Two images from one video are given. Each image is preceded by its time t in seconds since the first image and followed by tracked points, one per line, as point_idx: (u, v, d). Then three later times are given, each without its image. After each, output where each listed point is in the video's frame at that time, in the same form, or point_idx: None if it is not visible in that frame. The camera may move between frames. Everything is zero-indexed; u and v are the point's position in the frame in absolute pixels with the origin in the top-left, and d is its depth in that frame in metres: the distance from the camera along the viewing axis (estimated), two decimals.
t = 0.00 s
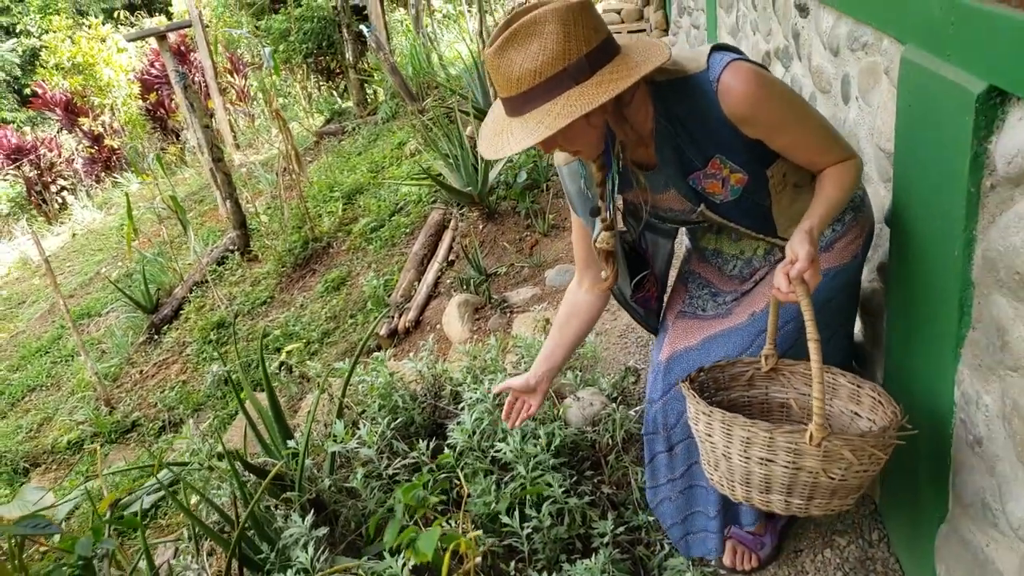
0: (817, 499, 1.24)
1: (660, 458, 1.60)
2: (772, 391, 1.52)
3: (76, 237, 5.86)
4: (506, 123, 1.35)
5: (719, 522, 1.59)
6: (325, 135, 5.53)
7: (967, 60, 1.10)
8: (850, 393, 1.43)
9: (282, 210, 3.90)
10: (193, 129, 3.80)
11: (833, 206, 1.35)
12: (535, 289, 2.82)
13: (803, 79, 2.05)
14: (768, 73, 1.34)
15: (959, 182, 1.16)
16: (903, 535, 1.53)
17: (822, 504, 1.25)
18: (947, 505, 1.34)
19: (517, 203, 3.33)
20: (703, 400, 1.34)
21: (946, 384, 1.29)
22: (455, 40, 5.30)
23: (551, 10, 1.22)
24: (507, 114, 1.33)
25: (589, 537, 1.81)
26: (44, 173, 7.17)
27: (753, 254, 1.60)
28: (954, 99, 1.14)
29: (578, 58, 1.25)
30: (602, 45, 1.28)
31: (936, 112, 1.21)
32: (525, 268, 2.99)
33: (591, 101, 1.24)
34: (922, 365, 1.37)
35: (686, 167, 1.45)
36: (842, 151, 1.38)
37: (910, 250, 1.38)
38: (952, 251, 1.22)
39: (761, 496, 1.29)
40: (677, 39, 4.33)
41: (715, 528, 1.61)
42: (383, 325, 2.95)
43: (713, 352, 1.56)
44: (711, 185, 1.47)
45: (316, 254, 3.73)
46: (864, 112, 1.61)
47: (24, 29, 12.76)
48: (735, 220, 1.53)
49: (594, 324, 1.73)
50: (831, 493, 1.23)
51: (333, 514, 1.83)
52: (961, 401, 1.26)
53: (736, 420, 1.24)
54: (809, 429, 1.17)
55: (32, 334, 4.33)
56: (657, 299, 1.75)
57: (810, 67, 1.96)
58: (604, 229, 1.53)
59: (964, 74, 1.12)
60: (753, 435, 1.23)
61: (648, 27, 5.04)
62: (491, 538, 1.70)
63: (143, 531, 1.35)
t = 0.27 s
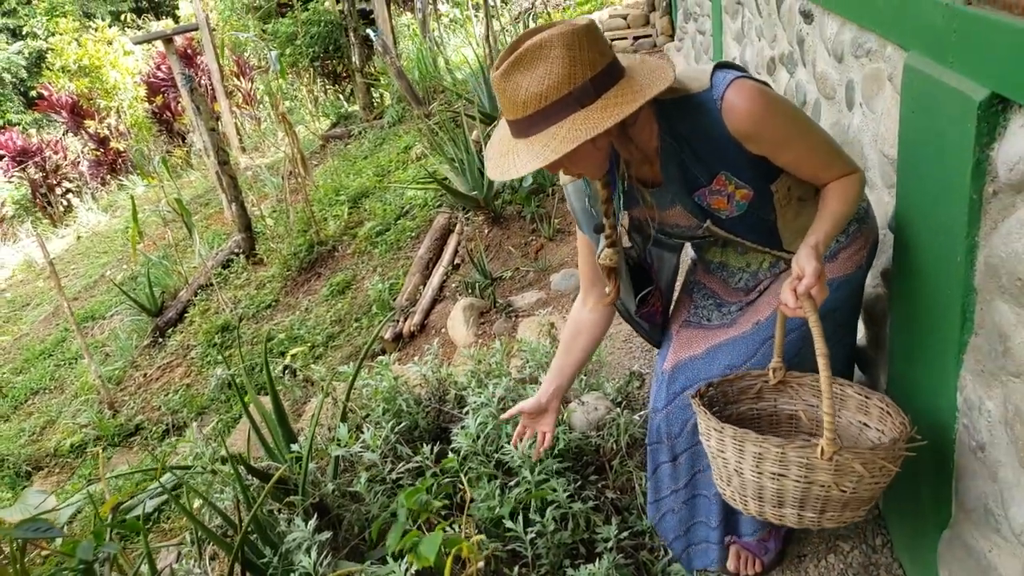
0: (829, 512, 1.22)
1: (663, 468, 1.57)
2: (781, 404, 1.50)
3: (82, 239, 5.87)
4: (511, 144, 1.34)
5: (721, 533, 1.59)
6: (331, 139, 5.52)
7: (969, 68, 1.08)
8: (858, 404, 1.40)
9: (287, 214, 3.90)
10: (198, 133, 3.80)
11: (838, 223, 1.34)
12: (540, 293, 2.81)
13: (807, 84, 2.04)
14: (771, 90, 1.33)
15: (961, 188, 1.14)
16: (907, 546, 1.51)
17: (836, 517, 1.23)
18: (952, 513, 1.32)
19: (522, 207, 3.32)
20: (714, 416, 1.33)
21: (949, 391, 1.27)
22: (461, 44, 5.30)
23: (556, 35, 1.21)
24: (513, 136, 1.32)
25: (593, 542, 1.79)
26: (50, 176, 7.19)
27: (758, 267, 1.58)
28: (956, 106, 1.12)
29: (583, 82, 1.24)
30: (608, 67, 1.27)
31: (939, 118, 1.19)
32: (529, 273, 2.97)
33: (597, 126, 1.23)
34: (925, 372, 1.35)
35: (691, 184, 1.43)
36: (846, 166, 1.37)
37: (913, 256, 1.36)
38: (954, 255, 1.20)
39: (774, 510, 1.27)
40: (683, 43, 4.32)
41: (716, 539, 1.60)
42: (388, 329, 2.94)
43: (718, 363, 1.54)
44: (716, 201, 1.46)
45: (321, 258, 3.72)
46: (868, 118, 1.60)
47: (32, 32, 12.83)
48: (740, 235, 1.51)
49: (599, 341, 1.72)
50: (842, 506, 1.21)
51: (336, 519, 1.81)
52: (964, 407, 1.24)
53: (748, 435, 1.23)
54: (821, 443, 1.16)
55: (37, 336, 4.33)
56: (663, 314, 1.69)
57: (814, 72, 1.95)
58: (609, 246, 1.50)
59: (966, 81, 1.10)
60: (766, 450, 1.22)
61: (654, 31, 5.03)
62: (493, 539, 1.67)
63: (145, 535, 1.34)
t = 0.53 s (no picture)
0: (835, 522, 1.22)
1: (664, 476, 1.56)
2: (784, 414, 1.50)
3: (82, 242, 5.87)
4: (512, 158, 1.34)
5: (720, 543, 1.57)
6: (332, 143, 5.53)
7: (971, 75, 1.08)
8: (861, 413, 1.40)
9: (288, 218, 3.90)
10: (200, 136, 3.80)
11: (840, 231, 1.34)
12: (540, 299, 2.81)
13: (808, 91, 2.04)
14: (770, 102, 1.34)
15: (962, 196, 1.14)
16: (906, 555, 1.51)
17: (842, 527, 1.23)
18: (951, 521, 1.32)
19: (523, 212, 3.32)
20: (719, 426, 1.33)
21: (948, 399, 1.27)
22: (463, 49, 5.30)
23: (556, 49, 1.22)
24: (512, 149, 1.32)
25: (592, 549, 1.79)
26: (51, 178, 7.21)
27: (761, 276, 1.58)
28: (957, 114, 1.12)
29: (582, 96, 1.24)
30: (607, 81, 1.27)
31: (940, 126, 1.19)
32: (530, 278, 2.98)
33: (597, 140, 1.24)
34: (925, 380, 1.35)
35: (692, 195, 1.44)
36: (845, 174, 1.38)
37: (913, 264, 1.37)
38: (955, 264, 1.20)
39: (780, 520, 1.27)
40: (685, 49, 4.32)
41: (716, 549, 1.58)
42: (388, 334, 2.94)
43: (718, 371, 1.54)
44: (717, 212, 1.46)
45: (322, 262, 3.72)
46: (869, 125, 1.60)
47: (33, 34, 12.87)
48: (742, 245, 1.52)
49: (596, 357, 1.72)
50: (849, 515, 1.21)
51: (334, 523, 1.81)
52: (964, 415, 1.24)
53: (753, 445, 1.23)
54: (826, 452, 1.15)
55: (37, 339, 4.33)
56: (664, 326, 1.69)
57: (816, 79, 1.95)
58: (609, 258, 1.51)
59: (968, 89, 1.10)
60: (771, 460, 1.22)
61: (656, 37, 5.04)
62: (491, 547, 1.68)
63: (143, 540, 1.33)
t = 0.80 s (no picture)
0: (836, 523, 1.22)
1: (666, 478, 1.56)
2: (784, 417, 1.49)
3: (84, 242, 5.88)
4: (513, 163, 1.34)
5: (725, 543, 1.56)
6: (334, 144, 5.53)
7: (972, 79, 1.08)
8: (861, 415, 1.40)
9: (289, 219, 3.90)
10: (202, 137, 3.81)
11: (841, 232, 1.34)
12: (542, 300, 2.81)
13: (810, 94, 2.04)
14: (770, 104, 1.33)
15: (963, 200, 1.14)
16: (906, 557, 1.50)
17: (843, 529, 1.22)
18: (950, 523, 1.31)
19: (524, 214, 3.31)
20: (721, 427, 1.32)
21: (948, 402, 1.26)
22: (465, 51, 5.30)
23: (554, 54, 1.22)
24: (513, 154, 1.32)
25: (592, 551, 1.79)
26: (53, 178, 7.22)
27: (762, 278, 1.57)
28: (958, 117, 1.12)
29: (582, 100, 1.24)
30: (606, 85, 1.27)
31: (941, 129, 1.19)
32: (531, 280, 2.97)
33: (596, 144, 1.23)
34: (925, 384, 1.35)
35: (692, 198, 1.43)
36: (845, 176, 1.37)
37: (914, 267, 1.36)
38: (955, 268, 1.19)
39: (780, 521, 1.27)
40: (687, 51, 4.32)
41: (721, 550, 1.57)
42: (389, 335, 2.94)
43: (720, 373, 1.53)
44: (718, 215, 1.46)
45: (323, 263, 3.72)
46: (870, 129, 1.59)
47: (36, 33, 12.88)
48: (743, 247, 1.51)
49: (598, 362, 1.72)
50: (850, 517, 1.21)
51: (333, 524, 1.81)
52: (963, 418, 1.23)
53: (754, 446, 1.23)
54: (828, 453, 1.15)
55: (37, 339, 4.33)
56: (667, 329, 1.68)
57: (817, 82, 1.95)
58: (610, 261, 1.50)
59: (968, 92, 1.10)
60: (772, 461, 1.22)
61: (659, 39, 5.03)
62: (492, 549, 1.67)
63: (142, 541, 1.33)
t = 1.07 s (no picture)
0: (829, 522, 1.20)
1: (662, 478, 1.55)
2: (777, 415, 1.48)
3: (79, 240, 5.85)
4: (510, 162, 1.33)
5: (719, 541, 1.54)
6: (332, 144, 5.51)
7: (968, 87, 1.07)
8: (854, 414, 1.38)
9: (286, 219, 3.88)
10: (200, 137, 3.79)
11: (836, 231, 1.33)
12: (538, 303, 2.79)
13: (807, 100, 2.03)
14: (766, 103, 1.32)
15: (957, 206, 1.13)
16: (898, 556, 1.49)
17: (836, 527, 1.21)
18: (943, 526, 1.30)
19: (522, 216, 3.30)
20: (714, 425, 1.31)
21: (942, 406, 1.25)
22: (464, 53, 5.29)
23: (551, 52, 1.21)
24: (510, 155, 1.31)
25: (586, 554, 1.78)
26: (49, 176, 7.19)
27: (756, 276, 1.56)
28: (953, 124, 1.11)
29: (579, 98, 1.23)
30: (602, 83, 1.26)
31: (935, 136, 1.18)
32: (529, 282, 2.96)
33: (593, 143, 1.23)
34: (920, 388, 1.34)
35: (688, 196, 1.43)
36: (841, 175, 1.36)
37: (908, 270, 1.35)
38: (949, 272, 1.18)
39: (773, 519, 1.25)
40: (686, 55, 4.32)
41: (715, 547, 1.55)
42: (385, 337, 2.92)
43: (715, 373, 1.53)
44: (713, 213, 1.45)
45: (320, 263, 3.70)
46: (866, 135, 1.59)
47: (33, 30, 12.83)
48: (737, 246, 1.50)
49: (599, 356, 1.70)
50: (842, 515, 1.19)
51: (328, 526, 1.79)
52: (956, 423, 1.22)
53: (748, 445, 1.21)
54: (821, 452, 1.14)
55: (30, 337, 4.30)
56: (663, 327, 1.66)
57: (814, 88, 1.94)
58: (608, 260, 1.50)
59: (964, 100, 1.09)
60: (766, 460, 1.20)
61: (658, 43, 5.03)
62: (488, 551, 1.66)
63: (133, 542, 1.32)
